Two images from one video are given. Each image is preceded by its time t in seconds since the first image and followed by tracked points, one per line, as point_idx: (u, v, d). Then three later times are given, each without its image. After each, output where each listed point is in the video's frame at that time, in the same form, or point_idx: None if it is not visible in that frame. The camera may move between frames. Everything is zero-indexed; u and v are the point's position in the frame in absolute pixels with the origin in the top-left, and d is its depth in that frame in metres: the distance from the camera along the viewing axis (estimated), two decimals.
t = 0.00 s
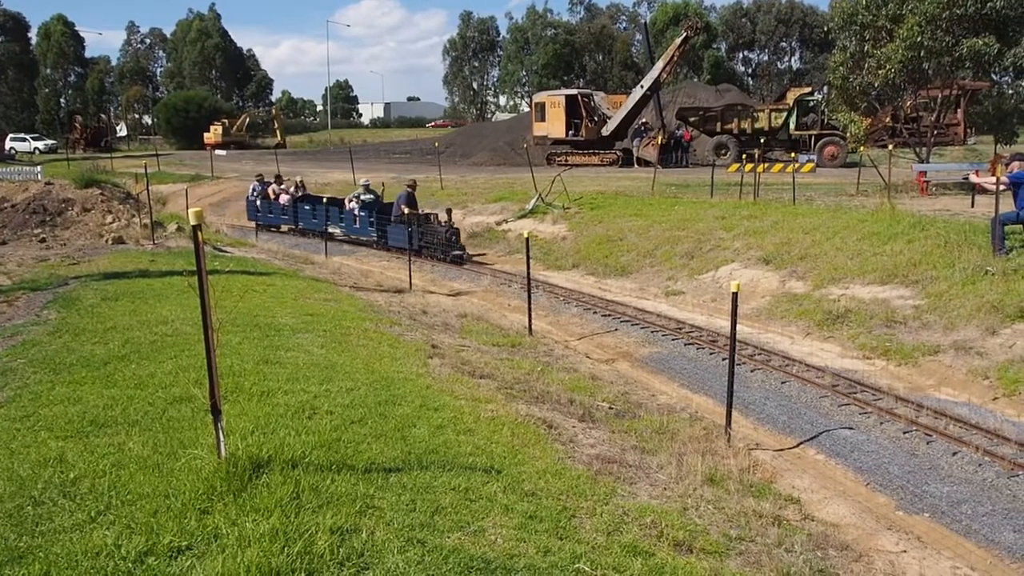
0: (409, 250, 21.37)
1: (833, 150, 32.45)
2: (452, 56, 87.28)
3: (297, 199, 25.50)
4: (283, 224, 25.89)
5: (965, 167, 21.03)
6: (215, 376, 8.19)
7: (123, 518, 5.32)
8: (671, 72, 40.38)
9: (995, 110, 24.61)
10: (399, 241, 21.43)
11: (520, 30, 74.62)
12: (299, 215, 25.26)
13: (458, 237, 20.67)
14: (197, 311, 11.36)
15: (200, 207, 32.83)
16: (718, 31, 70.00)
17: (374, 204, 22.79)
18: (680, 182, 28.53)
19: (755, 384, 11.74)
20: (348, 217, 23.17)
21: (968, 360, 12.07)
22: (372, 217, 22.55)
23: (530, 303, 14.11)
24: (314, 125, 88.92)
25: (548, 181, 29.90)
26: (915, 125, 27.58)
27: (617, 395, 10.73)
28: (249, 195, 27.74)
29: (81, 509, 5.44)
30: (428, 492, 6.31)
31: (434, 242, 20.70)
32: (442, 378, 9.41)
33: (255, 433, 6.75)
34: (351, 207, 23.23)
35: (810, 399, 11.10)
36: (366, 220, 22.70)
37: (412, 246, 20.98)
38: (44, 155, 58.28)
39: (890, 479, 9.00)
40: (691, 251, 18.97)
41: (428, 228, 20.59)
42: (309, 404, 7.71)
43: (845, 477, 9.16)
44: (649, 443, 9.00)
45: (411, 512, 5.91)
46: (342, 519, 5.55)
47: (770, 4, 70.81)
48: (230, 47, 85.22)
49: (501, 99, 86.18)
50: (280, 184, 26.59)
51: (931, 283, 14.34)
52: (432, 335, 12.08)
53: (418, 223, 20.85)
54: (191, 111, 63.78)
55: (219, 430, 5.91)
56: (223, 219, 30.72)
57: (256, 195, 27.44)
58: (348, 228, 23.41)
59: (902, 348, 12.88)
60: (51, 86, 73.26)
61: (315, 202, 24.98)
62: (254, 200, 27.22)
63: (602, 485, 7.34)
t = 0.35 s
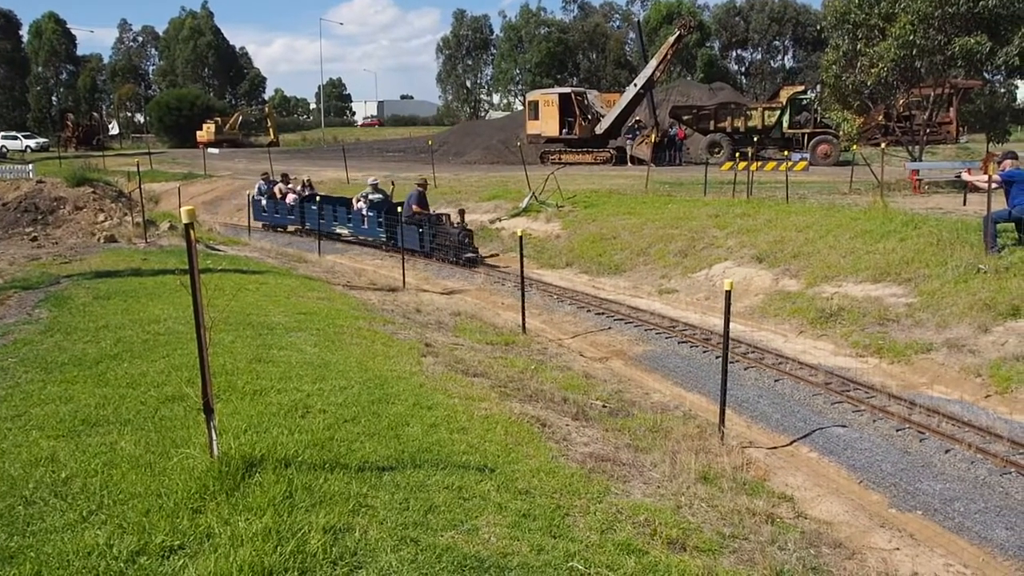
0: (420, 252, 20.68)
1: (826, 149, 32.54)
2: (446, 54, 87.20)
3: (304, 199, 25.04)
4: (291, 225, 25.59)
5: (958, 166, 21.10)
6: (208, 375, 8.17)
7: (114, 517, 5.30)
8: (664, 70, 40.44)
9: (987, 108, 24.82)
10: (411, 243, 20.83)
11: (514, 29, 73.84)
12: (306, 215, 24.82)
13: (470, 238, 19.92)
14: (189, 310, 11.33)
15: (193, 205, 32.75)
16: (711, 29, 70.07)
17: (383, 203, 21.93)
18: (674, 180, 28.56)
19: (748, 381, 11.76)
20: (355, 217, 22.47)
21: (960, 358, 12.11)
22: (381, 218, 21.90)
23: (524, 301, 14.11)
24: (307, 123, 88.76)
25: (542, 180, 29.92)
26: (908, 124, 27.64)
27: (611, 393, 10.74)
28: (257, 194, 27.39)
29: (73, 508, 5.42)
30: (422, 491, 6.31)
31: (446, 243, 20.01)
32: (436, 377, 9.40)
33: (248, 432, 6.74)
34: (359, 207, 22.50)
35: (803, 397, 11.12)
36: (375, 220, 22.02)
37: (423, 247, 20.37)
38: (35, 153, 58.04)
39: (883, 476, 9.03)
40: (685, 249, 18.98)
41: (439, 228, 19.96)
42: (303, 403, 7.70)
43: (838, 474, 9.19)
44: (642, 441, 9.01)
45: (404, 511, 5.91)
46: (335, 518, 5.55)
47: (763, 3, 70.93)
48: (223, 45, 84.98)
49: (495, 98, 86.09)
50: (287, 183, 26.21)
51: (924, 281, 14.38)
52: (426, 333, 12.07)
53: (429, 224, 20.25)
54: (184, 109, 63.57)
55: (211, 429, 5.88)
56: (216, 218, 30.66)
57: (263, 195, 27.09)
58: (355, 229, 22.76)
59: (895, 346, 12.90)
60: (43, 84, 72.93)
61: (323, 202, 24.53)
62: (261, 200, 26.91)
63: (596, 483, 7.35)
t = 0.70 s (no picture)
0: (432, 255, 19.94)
1: (821, 148, 32.57)
2: (441, 53, 87.20)
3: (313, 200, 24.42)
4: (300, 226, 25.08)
5: (953, 165, 21.12)
6: (203, 375, 8.16)
7: (109, 518, 5.29)
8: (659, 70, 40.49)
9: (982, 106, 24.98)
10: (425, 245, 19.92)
11: (509, 28, 74.52)
12: (316, 216, 24.28)
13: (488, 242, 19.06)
14: (184, 310, 11.31)
15: (188, 205, 32.72)
16: (706, 28, 70.14)
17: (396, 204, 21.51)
18: (670, 179, 28.57)
19: (743, 381, 11.77)
20: (366, 219, 21.92)
21: (956, 357, 12.13)
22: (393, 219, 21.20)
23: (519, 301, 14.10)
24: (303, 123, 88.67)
25: (537, 179, 29.93)
26: (903, 123, 27.68)
27: (606, 392, 10.74)
28: (265, 196, 26.97)
29: (67, 509, 5.41)
30: (417, 491, 6.31)
31: (460, 246, 19.20)
32: (431, 377, 9.39)
33: (243, 432, 6.73)
34: (370, 208, 22.01)
35: (798, 396, 11.13)
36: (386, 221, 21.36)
37: (437, 249, 19.50)
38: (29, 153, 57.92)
39: (878, 475, 9.04)
40: (680, 249, 18.99)
41: (454, 231, 19.12)
42: (298, 403, 7.69)
43: (833, 473, 9.20)
44: (638, 441, 9.01)
45: (399, 511, 5.91)
46: (330, 518, 5.54)
47: (758, 2, 71.00)
48: (218, 45, 84.85)
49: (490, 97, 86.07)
50: (295, 184, 25.73)
51: (919, 280, 14.41)
52: (421, 333, 12.05)
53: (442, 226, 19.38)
54: (178, 109, 63.44)
55: (206, 429, 5.87)
56: (210, 217, 30.61)
57: (271, 196, 26.59)
58: (366, 230, 22.17)
59: (890, 345, 12.92)
60: (36, 83, 72.75)
61: (332, 203, 23.98)
62: (269, 201, 26.46)
63: (591, 482, 7.35)
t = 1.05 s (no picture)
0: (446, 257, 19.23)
1: (815, 146, 32.69)
2: (435, 51, 87.16)
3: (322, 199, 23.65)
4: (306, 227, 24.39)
5: (946, 163, 21.18)
6: (196, 374, 8.14)
7: (101, 518, 5.27)
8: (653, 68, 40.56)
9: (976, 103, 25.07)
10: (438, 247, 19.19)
11: (502, 26, 75.16)
12: (324, 217, 23.60)
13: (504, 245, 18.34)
14: (177, 309, 11.28)
15: (181, 203, 32.66)
16: (700, 27, 70.21)
17: (407, 204, 20.74)
18: (664, 177, 28.60)
19: (737, 378, 11.80)
20: (376, 218, 21.09)
21: (949, 354, 12.17)
22: (404, 219, 20.57)
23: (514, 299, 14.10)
24: (297, 121, 88.48)
25: (531, 177, 29.93)
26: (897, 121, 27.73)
27: (600, 390, 10.75)
28: (272, 196, 26.10)
29: (59, 509, 5.39)
30: (411, 489, 6.30)
31: (475, 249, 18.49)
32: (425, 375, 9.38)
33: (236, 431, 6.71)
34: (380, 208, 21.17)
35: (792, 394, 11.15)
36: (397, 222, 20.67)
37: (450, 251, 18.80)
38: (21, 151, 57.73)
39: (872, 472, 9.06)
40: (675, 247, 19.01)
41: (468, 233, 18.48)
42: (291, 402, 7.68)
43: (827, 471, 9.22)
44: (632, 439, 9.02)
45: (393, 510, 5.90)
46: (324, 517, 5.54)
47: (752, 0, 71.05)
48: (211, 42, 84.63)
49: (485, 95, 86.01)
50: (302, 183, 24.95)
51: (913, 278, 14.45)
52: (416, 331, 12.05)
53: (456, 227, 18.78)
54: (172, 107, 63.25)
55: (199, 428, 5.86)
56: (204, 216, 30.55)
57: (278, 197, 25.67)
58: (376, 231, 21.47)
59: (884, 342, 12.94)
60: (29, 80, 72.54)
61: (341, 202, 23.21)
62: (277, 201, 25.56)
63: (586, 480, 7.36)
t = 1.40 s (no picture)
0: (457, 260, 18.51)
1: (805, 145, 32.80)
2: (426, 51, 87.10)
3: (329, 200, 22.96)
4: (310, 229, 23.70)
5: (935, 162, 21.30)
6: (185, 374, 8.12)
7: (90, 518, 5.26)
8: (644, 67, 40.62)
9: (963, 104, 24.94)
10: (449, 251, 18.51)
11: (494, 25, 75.08)
12: (329, 218, 22.89)
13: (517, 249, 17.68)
14: (166, 308, 11.25)
15: (170, 203, 32.56)
16: (691, 26, 70.35)
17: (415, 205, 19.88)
18: (655, 177, 28.64)
19: (727, 377, 11.84)
20: (383, 220, 20.41)
21: (938, 352, 12.23)
22: (413, 220, 19.78)
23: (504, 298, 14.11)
24: (288, 120, 88.28)
25: (522, 176, 29.95)
26: (886, 120, 27.84)
27: (591, 389, 10.77)
28: (276, 197, 25.21)
29: (47, 510, 5.37)
30: (402, 489, 6.30)
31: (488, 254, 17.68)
32: (416, 374, 9.38)
33: (226, 431, 6.70)
34: (387, 209, 20.49)
35: (782, 392, 11.19)
36: (407, 224, 19.93)
37: (461, 255, 18.21)
38: (9, 151, 57.41)
39: (861, 470, 9.10)
40: (665, 246, 19.05)
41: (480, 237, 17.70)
42: (281, 401, 7.67)
43: (816, 468, 9.26)
44: (623, 438, 9.03)
45: (383, 509, 5.90)
46: (314, 517, 5.53)
47: None
48: (201, 41, 84.33)
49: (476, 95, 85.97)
50: (307, 183, 24.18)
51: (902, 276, 14.52)
52: (407, 331, 12.04)
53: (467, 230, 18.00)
54: (161, 106, 63.01)
55: (188, 428, 5.85)
56: (194, 216, 30.45)
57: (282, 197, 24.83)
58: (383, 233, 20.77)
59: (873, 341, 13.00)
60: (16, 79, 72.17)
61: (347, 203, 22.53)
62: (281, 202, 24.67)
63: (577, 479, 7.37)
